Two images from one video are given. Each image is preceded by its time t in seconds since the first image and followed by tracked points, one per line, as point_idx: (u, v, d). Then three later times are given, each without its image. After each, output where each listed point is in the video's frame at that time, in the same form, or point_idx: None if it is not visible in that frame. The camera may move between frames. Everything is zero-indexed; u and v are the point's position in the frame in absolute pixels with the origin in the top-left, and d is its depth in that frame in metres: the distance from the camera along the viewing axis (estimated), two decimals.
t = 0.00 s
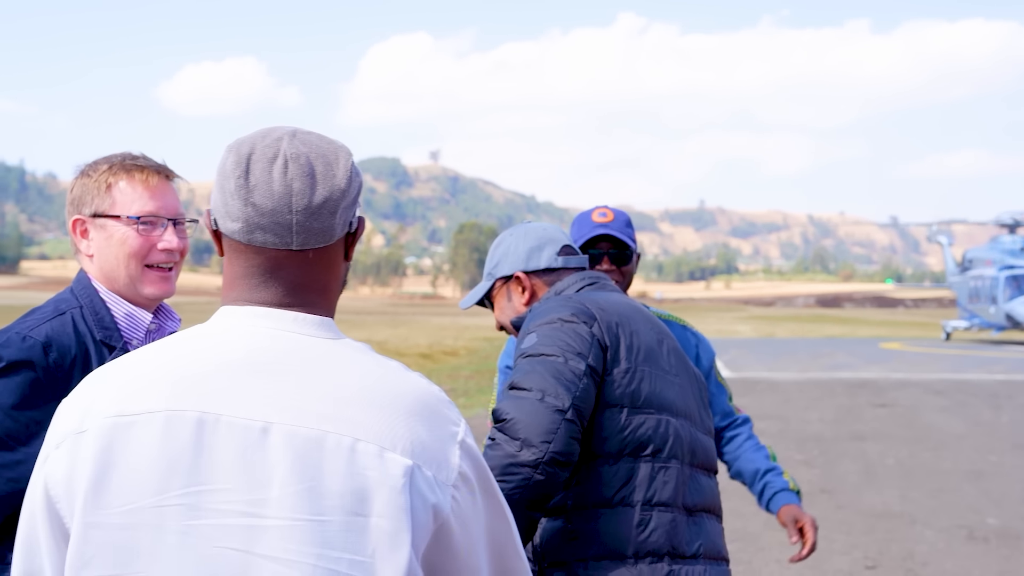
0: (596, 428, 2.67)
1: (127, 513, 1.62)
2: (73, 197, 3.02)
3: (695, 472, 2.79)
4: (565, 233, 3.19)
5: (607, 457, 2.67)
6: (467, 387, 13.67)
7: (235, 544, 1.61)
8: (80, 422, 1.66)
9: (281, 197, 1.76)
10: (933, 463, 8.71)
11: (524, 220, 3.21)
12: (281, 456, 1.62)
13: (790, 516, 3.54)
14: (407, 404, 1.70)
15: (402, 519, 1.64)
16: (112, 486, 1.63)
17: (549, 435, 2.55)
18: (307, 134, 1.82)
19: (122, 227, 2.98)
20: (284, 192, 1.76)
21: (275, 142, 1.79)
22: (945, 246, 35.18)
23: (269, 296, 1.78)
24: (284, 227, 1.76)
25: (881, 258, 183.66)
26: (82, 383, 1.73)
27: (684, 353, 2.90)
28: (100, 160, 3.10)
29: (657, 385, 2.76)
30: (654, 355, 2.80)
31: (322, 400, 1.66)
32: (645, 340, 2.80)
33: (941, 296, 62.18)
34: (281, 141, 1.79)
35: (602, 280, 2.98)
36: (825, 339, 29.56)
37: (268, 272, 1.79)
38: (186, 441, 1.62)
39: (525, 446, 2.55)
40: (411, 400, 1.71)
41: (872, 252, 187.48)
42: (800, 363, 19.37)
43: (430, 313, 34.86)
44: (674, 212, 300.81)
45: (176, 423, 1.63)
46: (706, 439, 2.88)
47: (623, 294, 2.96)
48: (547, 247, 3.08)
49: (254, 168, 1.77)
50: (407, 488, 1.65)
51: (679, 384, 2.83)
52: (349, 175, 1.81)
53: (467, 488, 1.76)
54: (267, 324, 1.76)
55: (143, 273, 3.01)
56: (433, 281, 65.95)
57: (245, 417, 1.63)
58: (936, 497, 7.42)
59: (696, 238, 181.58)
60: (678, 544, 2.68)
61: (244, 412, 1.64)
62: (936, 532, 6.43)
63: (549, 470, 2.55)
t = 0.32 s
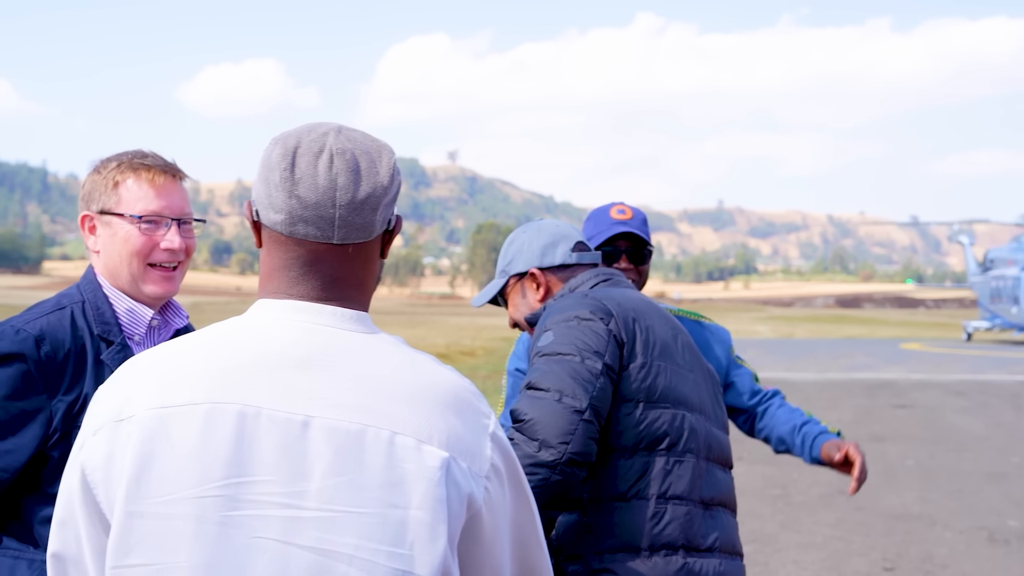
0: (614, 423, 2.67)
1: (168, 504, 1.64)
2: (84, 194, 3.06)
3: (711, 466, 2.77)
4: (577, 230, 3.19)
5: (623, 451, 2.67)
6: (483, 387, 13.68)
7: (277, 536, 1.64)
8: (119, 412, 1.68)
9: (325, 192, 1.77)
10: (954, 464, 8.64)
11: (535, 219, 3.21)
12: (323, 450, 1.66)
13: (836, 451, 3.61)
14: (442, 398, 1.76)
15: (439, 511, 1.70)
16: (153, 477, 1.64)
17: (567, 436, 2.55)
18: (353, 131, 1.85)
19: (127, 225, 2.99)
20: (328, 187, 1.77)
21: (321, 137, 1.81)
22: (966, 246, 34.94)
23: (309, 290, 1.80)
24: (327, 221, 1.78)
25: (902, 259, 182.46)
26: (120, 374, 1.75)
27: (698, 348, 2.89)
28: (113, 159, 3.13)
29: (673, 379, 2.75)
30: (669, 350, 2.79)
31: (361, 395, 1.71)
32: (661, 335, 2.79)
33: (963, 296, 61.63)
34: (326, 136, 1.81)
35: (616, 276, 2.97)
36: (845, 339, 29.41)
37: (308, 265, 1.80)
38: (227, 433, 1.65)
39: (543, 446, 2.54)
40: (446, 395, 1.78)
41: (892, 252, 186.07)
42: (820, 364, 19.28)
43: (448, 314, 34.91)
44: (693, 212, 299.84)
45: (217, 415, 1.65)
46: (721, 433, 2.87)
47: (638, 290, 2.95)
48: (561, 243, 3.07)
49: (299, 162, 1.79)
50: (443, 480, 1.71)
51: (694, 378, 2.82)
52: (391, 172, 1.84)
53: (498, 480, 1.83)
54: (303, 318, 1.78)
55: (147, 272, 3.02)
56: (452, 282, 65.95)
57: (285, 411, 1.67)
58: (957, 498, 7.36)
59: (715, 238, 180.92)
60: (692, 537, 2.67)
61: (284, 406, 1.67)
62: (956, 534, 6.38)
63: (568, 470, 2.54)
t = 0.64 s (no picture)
0: (631, 422, 2.65)
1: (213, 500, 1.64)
2: (90, 194, 3.07)
3: (727, 463, 2.75)
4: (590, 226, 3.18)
5: (639, 448, 2.65)
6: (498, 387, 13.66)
7: (321, 532, 1.65)
8: (158, 409, 1.68)
9: (364, 193, 1.77)
10: (973, 466, 8.56)
11: (549, 216, 3.19)
12: (364, 447, 1.67)
13: (853, 374, 3.59)
14: (473, 395, 1.78)
15: (475, 507, 1.72)
16: (197, 473, 1.65)
17: (583, 439, 2.53)
18: (390, 133, 1.85)
19: (128, 221, 3.00)
20: (367, 188, 1.77)
21: (360, 138, 1.81)
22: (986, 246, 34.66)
23: (344, 289, 1.80)
24: (365, 221, 1.77)
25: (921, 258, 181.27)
26: (154, 372, 1.75)
27: (713, 344, 2.87)
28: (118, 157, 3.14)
29: (691, 376, 2.73)
30: (686, 346, 2.76)
31: (396, 393, 1.72)
32: (679, 331, 2.77)
33: (983, 297, 61.17)
34: (365, 137, 1.81)
35: (632, 274, 2.95)
36: (863, 339, 29.23)
37: (346, 265, 1.79)
38: (270, 429, 1.65)
39: (559, 449, 2.52)
40: (477, 393, 1.79)
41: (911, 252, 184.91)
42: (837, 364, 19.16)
43: (464, 314, 34.90)
44: (710, 212, 298.96)
45: (259, 411, 1.66)
46: (736, 430, 2.84)
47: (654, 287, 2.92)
48: (577, 239, 3.05)
49: (339, 162, 1.78)
50: (478, 476, 1.74)
51: (710, 375, 2.80)
52: (428, 173, 1.84)
53: (528, 475, 1.86)
54: (337, 316, 1.77)
55: (148, 267, 3.02)
56: (468, 282, 65.89)
57: (325, 408, 1.67)
58: (977, 500, 7.30)
59: (733, 237, 180.32)
60: (707, 533, 2.65)
61: (324, 403, 1.68)
62: (976, 536, 6.32)
63: (585, 473, 2.52)
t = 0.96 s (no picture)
0: (648, 423, 2.64)
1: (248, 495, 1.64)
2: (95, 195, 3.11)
3: (743, 463, 2.73)
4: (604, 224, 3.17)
5: (658, 448, 2.63)
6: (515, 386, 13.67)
7: (352, 527, 1.65)
8: (193, 404, 1.68)
9: (396, 194, 1.75)
10: (992, 467, 8.48)
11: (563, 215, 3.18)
12: (396, 444, 1.66)
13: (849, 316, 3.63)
14: (501, 394, 1.77)
15: (501, 505, 1.72)
16: (231, 469, 1.65)
17: (601, 444, 2.51)
18: (420, 134, 1.84)
19: (127, 217, 3.01)
20: (399, 189, 1.75)
21: (392, 139, 1.79)
22: (1007, 245, 34.32)
23: (376, 289, 1.78)
24: (396, 222, 1.75)
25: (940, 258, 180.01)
26: (188, 367, 1.75)
27: (731, 344, 2.85)
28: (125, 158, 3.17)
29: (709, 376, 2.71)
30: (705, 346, 2.74)
31: (426, 390, 1.71)
32: (698, 331, 2.75)
33: (1003, 296, 60.66)
34: (397, 138, 1.80)
35: (650, 274, 2.93)
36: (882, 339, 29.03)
37: (376, 264, 1.78)
38: (304, 424, 1.65)
39: (576, 455, 2.51)
40: (505, 391, 1.78)
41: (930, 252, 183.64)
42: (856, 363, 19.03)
43: (481, 313, 34.92)
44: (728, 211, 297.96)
45: (292, 408, 1.65)
46: (753, 430, 2.82)
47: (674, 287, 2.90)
48: (595, 236, 3.04)
49: (371, 163, 1.76)
50: (505, 474, 1.73)
51: (727, 374, 2.78)
52: (458, 175, 1.83)
53: (554, 472, 1.85)
54: (370, 314, 1.76)
55: (148, 263, 3.02)
56: (485, 281, 65.88)
57: (357, 404, 1.67)
58: (996, 502, 7.22)
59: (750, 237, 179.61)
60: (724, 533, 2.63)
61: (356, 400, 1.67)
62: (995, 538, 6.26)
63: (601, 478, 2.51)
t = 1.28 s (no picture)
0: (668, 425, 2.63)
1: (273, 489, 1.65)
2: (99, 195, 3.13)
3: (762, 464, 2.73)
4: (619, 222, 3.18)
5: (678, 449, 2.63)
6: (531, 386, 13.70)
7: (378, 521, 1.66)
8: (220, 399, 1.69)
9: (420, 193, 1.75)
10: (1011, 469, 8.41)
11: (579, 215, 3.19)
12: (421, 439, 1.67)
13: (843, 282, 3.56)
14: (523, 392, 1.78)
15: (523, 502, 1.71)
16: (256, 464, 1.66)
17: (620, 447, 2.52)
18: (442, 135, 1.84)
19: (128, 217, 3.04)
20: (423, 189, 1.75)
21: (415, 140, 1.80)
22: None
23: (400, 288, 1.79)
24: (420, 221, 1.76)
25: (957, 258, 178.88)
26: (214, 364, 1.76)
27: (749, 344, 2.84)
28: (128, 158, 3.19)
29: (728, 377, 2.71)
30: (724, 347, 2.74)
31: (450, 388, 1.71)
32: (716, 332, 2.75)
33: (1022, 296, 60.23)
34: (420, 139, 1.80)
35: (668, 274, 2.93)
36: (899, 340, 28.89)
37: (400, 264, 1.78)
38: (329, 420, 1.66)
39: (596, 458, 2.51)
40: (526, 389, 1.79)
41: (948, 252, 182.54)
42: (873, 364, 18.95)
43: (496, 314, 34.92)
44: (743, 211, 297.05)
45: (317, 405, 1.66)
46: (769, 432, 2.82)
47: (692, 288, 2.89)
48: (613, 234, 3.05)
49: (395, 164, 1.77)
50: (528, 471, 1.73)
51: (745, 374, 2.77)
52: (480, 174, 1.83)
53: (575, 471, 1.85)
54: (396, 312, 1.76)
55: (148, 263, 3.04)
56: (501, 281, 65.95)
57: (382, 401, 1.67)
58: (1014, 503, 7.18)
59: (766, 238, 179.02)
60: (743, 535, 2.63)
61: (381, 396, 1.68)
62: (1013, 540, 6.22)
63: (622, 481, 2.52)
